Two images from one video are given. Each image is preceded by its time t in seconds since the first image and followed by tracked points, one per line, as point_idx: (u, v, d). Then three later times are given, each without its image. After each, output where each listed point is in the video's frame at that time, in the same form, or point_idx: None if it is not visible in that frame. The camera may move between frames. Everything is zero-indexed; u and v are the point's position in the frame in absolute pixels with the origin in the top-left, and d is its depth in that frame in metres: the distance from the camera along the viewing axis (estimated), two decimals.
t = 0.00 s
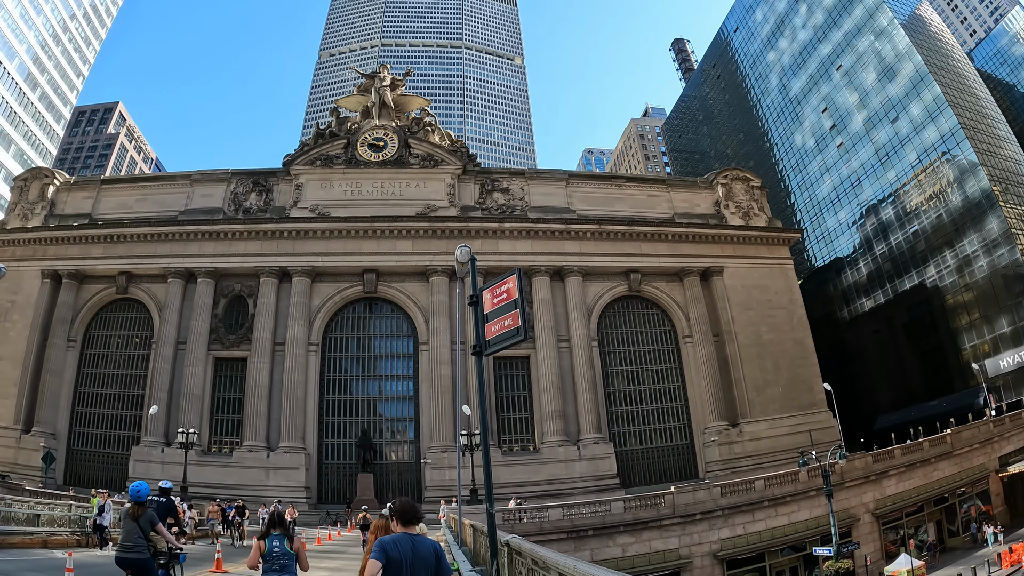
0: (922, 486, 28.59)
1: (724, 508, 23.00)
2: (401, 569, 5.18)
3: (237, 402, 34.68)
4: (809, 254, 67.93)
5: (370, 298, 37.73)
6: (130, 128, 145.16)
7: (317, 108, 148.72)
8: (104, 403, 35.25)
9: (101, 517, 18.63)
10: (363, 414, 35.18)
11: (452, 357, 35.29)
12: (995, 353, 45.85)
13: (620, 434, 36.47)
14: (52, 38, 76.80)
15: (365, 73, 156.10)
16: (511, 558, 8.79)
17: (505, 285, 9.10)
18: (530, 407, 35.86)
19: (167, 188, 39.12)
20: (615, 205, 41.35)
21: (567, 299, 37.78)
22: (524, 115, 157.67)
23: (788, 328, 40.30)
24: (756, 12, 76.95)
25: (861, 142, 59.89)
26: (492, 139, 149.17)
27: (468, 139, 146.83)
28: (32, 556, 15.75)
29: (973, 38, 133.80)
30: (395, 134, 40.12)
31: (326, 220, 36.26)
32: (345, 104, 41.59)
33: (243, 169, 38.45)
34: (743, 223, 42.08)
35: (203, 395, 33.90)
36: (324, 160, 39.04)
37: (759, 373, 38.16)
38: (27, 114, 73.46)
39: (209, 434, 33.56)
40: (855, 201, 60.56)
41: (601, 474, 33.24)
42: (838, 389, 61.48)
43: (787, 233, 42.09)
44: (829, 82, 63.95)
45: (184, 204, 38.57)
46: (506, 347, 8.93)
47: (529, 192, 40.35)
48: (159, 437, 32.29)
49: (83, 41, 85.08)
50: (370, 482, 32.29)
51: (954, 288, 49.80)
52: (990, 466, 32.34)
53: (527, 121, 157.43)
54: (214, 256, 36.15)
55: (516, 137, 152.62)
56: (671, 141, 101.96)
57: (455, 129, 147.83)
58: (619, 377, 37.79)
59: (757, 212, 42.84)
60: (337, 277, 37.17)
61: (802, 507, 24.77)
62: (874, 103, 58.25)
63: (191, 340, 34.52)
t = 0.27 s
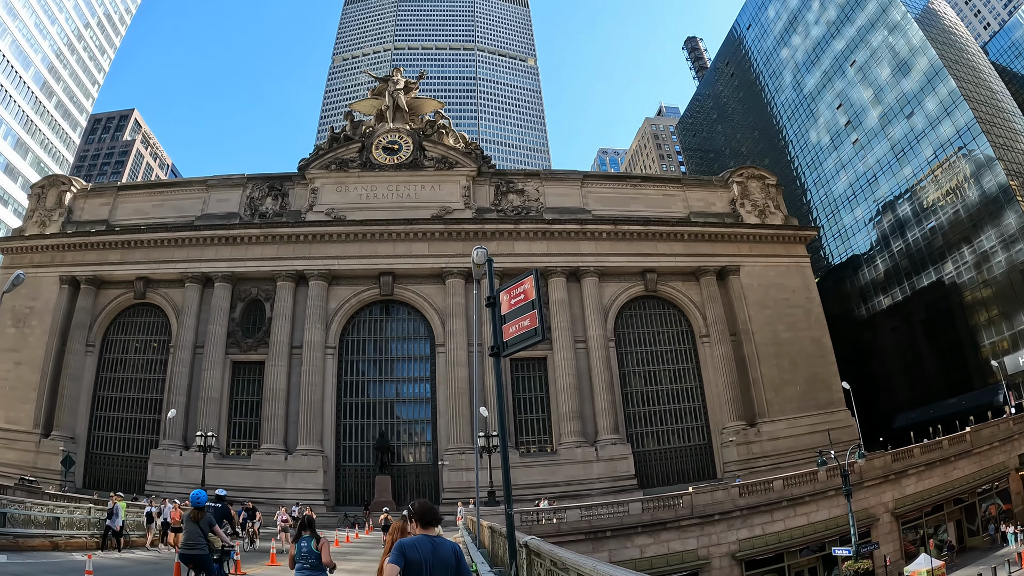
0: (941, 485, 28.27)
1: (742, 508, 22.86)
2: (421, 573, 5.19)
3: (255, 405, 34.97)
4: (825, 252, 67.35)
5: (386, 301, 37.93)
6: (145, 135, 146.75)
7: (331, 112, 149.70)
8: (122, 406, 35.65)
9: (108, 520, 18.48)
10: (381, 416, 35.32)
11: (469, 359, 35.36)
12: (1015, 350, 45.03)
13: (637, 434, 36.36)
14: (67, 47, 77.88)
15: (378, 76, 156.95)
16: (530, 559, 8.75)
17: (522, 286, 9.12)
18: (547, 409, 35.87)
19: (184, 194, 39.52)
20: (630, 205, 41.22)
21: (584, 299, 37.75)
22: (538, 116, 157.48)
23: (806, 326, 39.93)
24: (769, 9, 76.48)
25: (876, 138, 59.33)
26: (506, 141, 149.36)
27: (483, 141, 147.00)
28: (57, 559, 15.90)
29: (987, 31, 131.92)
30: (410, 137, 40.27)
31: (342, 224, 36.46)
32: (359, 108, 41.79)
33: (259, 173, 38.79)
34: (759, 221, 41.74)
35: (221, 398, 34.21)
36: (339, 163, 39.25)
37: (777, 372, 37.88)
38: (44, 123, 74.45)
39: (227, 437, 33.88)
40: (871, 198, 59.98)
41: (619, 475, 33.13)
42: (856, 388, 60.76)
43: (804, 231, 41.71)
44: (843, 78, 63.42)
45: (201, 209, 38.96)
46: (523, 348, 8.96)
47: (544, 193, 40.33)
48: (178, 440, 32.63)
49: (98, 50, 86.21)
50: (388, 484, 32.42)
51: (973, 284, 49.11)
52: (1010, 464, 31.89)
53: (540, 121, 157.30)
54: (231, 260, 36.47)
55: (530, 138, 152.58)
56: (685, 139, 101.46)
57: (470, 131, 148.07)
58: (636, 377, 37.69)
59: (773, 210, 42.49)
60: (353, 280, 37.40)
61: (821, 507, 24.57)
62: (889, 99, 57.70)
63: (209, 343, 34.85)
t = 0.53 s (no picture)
0: (961, 484, 27.91)
1: (761, 509, 22.69)
2: (441, 573, 5.16)
3: (273, 408, 35.21)
4: (843, 250, 66.77)
5: (403, 303, 38.08)
6: (161, 141, 148.24)
7: (346, 116, 150.66)
8: (141, 410, 36.02)
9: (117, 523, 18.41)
10: (398, 418, 35.42)
11: (486, 361, 35.38)
12: None
13: (655, 435, 36.24)
14: (82, 55, 78.89)
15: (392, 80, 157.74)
16: (549, 560, 8.72)
17: (539, 287, 9.14)
18: (564, 410, 35.84)
19: (200, 199, 39.89)
20: (646, 205, 41.10)
21: (601, 300, 37.67)
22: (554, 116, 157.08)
23: (824, 325, 39.51)
24: (782, 5, 76.03)
25: (892, 134, 58.76)
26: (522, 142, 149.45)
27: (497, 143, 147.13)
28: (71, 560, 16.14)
29: (1003, 23, 130.06)
30: (425, 140, 40.39)
31: (359, 227, 36.66)
32: (373, 111, 41.97)
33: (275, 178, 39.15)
34: (775, 219, 41.40)
35: (239, 402, 34.49)
36: (354, 167, 39.45)
37: (795, 371, 37.57)
38: (60, 130, 75.25)
39: (246, 439, 34.17)
40: (888, 194, 59.40)
41: (637, 476, 33.00)
42: (875, 387, 60.06)
43: (821, 229, 41.31)
44: (858, 74, 62.90)
45: (218, 214, 39.29)
46: (542, 349, 8.96)
47: (560, 193, 40.30)
48: (196, 443, 32.93)
49: (113, 57, 87.20)
50: (405, 486, 32.51)
51: (991, 280, 48.33)
52: None
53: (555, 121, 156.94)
54: (248, 265, 36.78)
55: (546, 139, 152.37)
56: (700, 138, 101.02)
57: (483, 133, 148.49)
58: (654, 377, 37.55)
59: (789, 208, 42.14)
60: (370, 283, 37.59)
61: (840, 507, 24.34)
62: (904, 94, 57.13)
63: (227, 347, 35.16)
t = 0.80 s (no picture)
0: (982, 483, 27.54)
1: (780, 509, 22.53)
2: (460, 574, 5.18)
3: (291, 411, 35.43)
4: (860, 247, 66.18)
5: (420, 305, 38.19)
6: (177, 146, 149.73)
7: (360, 120, 151.64)
8: (160, 414, 36.37)
9: (126, 524, 17.49)
10: (416, 420, 35.53)
11: (503, 362, 35.39)
12: None
13: (672, 435, 36.12)
14: (97, 63, 79.86)
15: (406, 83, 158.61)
16: (568, 561, 8.71)
17: (556, 288, 9.17)
18: (582, 410, 35.82)
19: (216, 205, 40.25)
20: (661, 205, 40.96)
21: (618, 300, 37.61)
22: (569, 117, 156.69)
23: (842, 323, 39.10)
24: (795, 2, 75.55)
25: (908, 130, 58.17)
26: (537, 143, 149.48)
27: (512, 144, 147.23)
28: (102, 562, 16.30)
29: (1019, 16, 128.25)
30: (439, 142, 40.55)
31: (375, 230, 36.85)
32: (388, 115, 42.13)
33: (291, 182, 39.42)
34: (791, 217, 41.02)
35: (257, 405, 34.74)
36: (369, 170, 39.68)
37: (813, 370, 37.25)
38: (76, 137, 76.02)
39: (264, 442, 34.44)
40: (905, 191, 58.81)
41: (654, 477, 32.85)
42: (893, 385, 59.44)
43: (838, 227, 40.90)
44: (872, 69, 62.36)
45: (234, 219, 39.63)
46: (559, 350, 8.99)
47: (575, 194, 40.24)
48: (215, 446, 33.24)
49: (128, 65, 88.21)
50: (423, 488, 32.58)
51: (1010, 276, 47.52)
52: None
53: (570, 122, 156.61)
54: (265, 269, 37.04)
55: (561, 139, 152.09)
56: (714, 136, 100.55)
57: (499, 134, 148.64)
58: (671, 377, 37.44)
59: (805, 206, 41.76)
60: (386, 286, 37.74)
61: (859, 507, 24.11)
62: (919, 90, 56.57)
63: (245, 351, 35.41)
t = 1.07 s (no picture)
0: (1002, 482, 27.17)
1: (798, 509, 22.36)
2: None
3: (308, 414, 35.65)
4: (876, 245, 65.58)
5: (436, 307, 38.31)
6: (192, 152, 151.01)
7: (373, 123, 152.43)
8: (178, 417, 36.68)
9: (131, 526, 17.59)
10: (433, 422, 35.61)
11: (519, 363, 35.37)
12: None
13: (689, 435, 35.97)
14: (111, 70, 80.80)
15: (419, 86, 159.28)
16: (587, 561, 8.68)
17: (573, 289, 9.18)
18: (599, 411, 35.77)
19: (232, 209, 40.58)
20: (676, 204, 40.81)
21: (634, 301, 37.54)
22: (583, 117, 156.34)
23: (859, 321, 38.73)
24: None
25: (923, 125, 57.60)
26: (550, 144, 149.37)
27: (526, 145, 147.23)
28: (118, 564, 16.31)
29: None
30: (454, 145, 40.62)
31: (390, 233, 36.98)
32: (401, 117, 42.25)
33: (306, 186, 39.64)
34: (807, 215, 40.65)
35: (275, 407, 34.99)
36: (384, 173, 39.85)
37: (830, 369, 36.93)
38: (92, 144, 76.86)
39: (282, 444, 34.68)
40: (921, 187, 58.22)
41: (672, 478, 32.70)
42: (911, 383, 58.83)
43: (855, 224, 40.49)
44: (886, 65, 61.82)
45: (250, 223, 39.94)
46: (577, 350, 8.99)
47: (590, 195, 40.17)
48: (232, 449, 33.52)
49: (142, 71, 89.14)
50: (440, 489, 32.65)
51: None
52: None
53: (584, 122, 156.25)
54: (281, 272, 37.29)
55: (574, 139, 151.77)
56: (728, 135, 100.07)
57: (513, 135, 148.57)
58: (688, 378, 37.32)
59: (821, 204, 41.37)
60: (402, 288, 37.89)
61: (877, 507, 23.88)
62: (934, 85, 56.00)
63: (262, 354, 35.66)
